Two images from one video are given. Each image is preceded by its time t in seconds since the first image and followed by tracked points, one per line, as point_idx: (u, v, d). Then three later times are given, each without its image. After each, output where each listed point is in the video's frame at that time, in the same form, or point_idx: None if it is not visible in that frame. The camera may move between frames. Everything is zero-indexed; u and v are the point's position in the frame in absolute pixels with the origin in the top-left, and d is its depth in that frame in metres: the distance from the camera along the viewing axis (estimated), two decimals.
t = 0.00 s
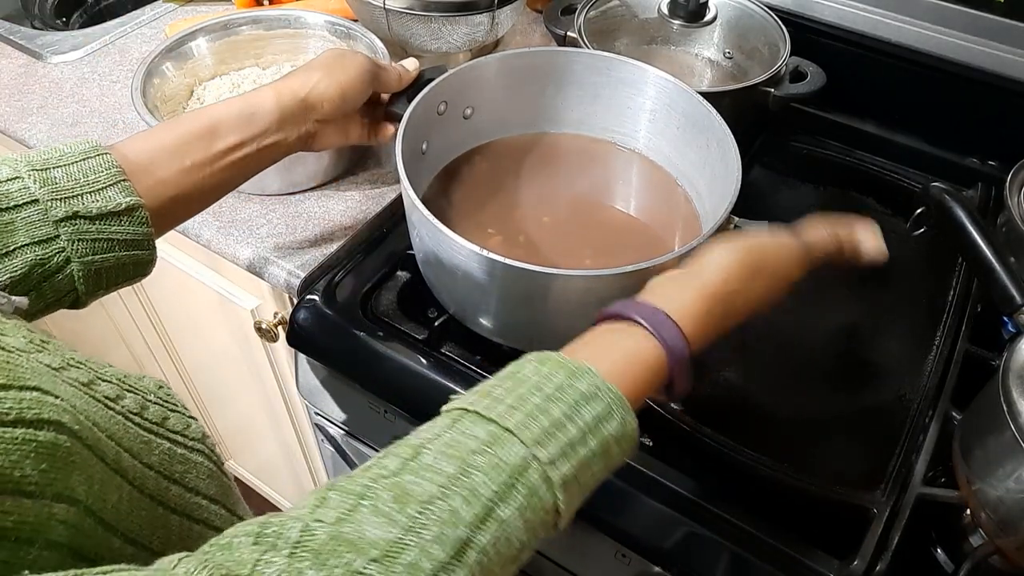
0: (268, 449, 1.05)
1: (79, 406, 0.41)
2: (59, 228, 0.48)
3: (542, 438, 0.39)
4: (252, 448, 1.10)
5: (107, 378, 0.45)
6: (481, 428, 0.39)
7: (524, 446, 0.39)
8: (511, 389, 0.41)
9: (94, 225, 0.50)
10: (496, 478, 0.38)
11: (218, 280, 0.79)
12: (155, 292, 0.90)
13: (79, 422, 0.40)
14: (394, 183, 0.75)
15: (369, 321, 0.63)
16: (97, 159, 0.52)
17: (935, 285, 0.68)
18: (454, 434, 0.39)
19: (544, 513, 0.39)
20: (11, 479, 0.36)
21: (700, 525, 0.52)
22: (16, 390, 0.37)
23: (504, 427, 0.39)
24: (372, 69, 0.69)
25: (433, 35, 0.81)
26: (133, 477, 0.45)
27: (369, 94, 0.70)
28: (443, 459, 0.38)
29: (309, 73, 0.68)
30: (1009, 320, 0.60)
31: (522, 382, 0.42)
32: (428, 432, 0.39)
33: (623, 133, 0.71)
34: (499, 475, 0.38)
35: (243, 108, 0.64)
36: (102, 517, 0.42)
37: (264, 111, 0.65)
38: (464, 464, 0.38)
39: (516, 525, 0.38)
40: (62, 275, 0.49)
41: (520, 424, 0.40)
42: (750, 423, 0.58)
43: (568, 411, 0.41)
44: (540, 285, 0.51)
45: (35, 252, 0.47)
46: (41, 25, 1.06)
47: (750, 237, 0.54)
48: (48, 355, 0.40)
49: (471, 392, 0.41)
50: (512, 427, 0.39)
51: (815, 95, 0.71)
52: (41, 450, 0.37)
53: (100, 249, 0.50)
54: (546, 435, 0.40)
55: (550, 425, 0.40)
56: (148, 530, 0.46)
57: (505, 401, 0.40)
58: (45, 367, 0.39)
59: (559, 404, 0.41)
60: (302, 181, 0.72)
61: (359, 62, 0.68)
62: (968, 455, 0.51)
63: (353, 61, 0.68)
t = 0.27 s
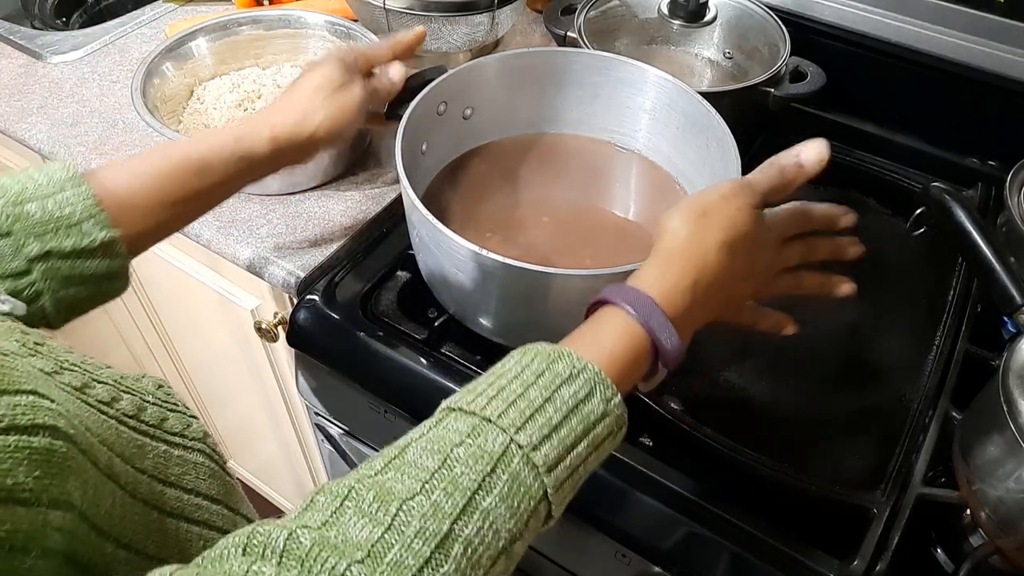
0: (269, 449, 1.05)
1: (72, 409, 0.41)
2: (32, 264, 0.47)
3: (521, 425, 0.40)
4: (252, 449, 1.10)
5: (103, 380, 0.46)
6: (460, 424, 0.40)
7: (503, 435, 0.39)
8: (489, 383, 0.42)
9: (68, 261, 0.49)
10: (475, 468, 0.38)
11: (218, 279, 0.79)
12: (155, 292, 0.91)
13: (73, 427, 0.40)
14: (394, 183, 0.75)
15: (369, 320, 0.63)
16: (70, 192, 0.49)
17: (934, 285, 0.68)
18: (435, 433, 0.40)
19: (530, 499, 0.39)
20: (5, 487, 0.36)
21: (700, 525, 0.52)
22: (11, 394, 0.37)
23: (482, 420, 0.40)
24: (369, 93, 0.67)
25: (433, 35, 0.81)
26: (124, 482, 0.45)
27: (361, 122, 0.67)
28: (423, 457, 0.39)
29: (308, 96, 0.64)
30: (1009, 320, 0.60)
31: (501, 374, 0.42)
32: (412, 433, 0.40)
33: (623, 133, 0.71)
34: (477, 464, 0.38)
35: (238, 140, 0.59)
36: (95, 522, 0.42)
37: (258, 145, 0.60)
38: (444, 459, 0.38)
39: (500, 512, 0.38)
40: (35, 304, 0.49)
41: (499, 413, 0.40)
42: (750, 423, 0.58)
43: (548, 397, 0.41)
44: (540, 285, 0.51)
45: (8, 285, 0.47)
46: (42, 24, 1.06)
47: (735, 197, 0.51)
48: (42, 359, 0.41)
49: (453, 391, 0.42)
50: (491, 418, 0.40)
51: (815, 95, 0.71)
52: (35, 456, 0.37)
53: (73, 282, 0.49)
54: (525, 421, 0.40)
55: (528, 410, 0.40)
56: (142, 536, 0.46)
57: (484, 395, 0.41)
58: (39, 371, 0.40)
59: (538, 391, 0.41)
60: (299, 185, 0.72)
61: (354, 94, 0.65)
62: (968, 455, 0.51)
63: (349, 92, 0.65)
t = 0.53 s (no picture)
0: (269, 449, 1.05)
1: (60, 431, 0.40)
2: (27, 281, 0.48)
3: (529, 444, 0.41)
4: (252, 448, 1.10)
5: (92, 398, 0.45)
6: (469, 442, 0.41)
7: (512, 454, 0.40)
8: (496, 404, 0.42)
9: (63, 277, 0.49)
10: (486, 485, 0.39)
11: (218, 279, 0.79)
12: (155, 292, 0.91)
13: (62, 449, 0.40)
14: (394, 183, 0.75)
15: (369, 320, 0.63)
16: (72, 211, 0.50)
17: (935, 285, 0.68)
18: (444, 450, 0.40)
19: (539, 517, 0.40)
20: None
21: (700, 525, 0.52)
22: None
23: (491, 438, 0.41)
24: (361, 113, 0.68)
25: (433, 35, 0.81)
26: (112, 504, 0.43)
27: (356, 145, 0.68)
28: (434, 473, 0.39)
29: (305, 123, 0.65)
30: (1009, 320, 0.60)
31: (508, 396, 0.43)
32: (420, 451, 0.41)
33: (623, 133, 0.71)
34: (488, 481, 0.39)
35: (234, 165, 0.61)
36: (82, 546, 0.41)
37: (254, 169, 0.62)
38: (455, 475, 0.39)
39: (511, 528, 0.39)
40: (27, 321, 0.49)
41: (507, 432, 0.41)
42: (750, 423, 0.58)
43: (554, 416, 0.42)
44: (540, 285, 0.51)
45: None
46: (42, 24, 1.06)
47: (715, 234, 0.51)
48: (29, 378, 0.41)
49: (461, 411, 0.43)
50: (500, 437, 0.41)
51: (815, 95, 0.71)
52: (21, 481, 0.37)
53: (66, 300, 0.50)
54: (533, 440, 0.41)
55: (537, 429, 0.41)
56: (130, 558, 0.45)
57: (492, 414, 0.42)
58: (26, 392, 0.39)
59: (544, 412, 0.42)
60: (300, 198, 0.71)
61: (348, 120, 0.66)
62: (968, 456, 0.51)
63: (344, 119, 0.66)
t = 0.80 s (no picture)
0: (268, 449, 1.05)
1: (50, 457, 0.40)
2: (32, 288, 0.47)
3: (524, 445, 0.41)
4: (252, 448, 1.10)
5: (84, 420, 0.43)
6: (464, 444, 0.41)
7: (508, 456, 0.40)
8: (491, 406, 0.42)
9: (68, 284, 0.49)
10: (482, 487, 0.39)
11: (218, 279, 0.79)
12: (155, 293, 0.91)
13: (51, 475, 0.39)
14: (394, 183, 0.75)
15: (369, 321, 0.63)
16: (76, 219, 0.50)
17: (934, 285, 0.68)
18: (439, 453, 0.40)
19: (537, 518, 0.40)
20: None
21: (700, 525, 0.52)
22: None
23: (486, 440, 0.41)
24: (362, 119, 0.68)
25: (433, 35, 0.81)
26: (102, 529, 0.43)
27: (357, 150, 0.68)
28: (429, 476, 0.39)
29: (308, 129, 0.65)
30: (1008, 320, 0.60)
31: (503, 399, 0.43)
32: (416, 455, 0.41)
33: (623, 133, 0.71)
34: (483, 483, 0.39)
35: (237, 172, 0.61)
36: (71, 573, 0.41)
37: (257, 176, 0.62)
38: (450, 478, 0.39)
39: (508, 530, 0.38)
40: (32, 329, 0.48)
41: (502, 434, 0.41)
42: (749, 422, 0.58)
43: (549, 418, 0.42)
44: (540, 286, 0.51)
45: (3, 308, 0.47)
46: (41, 24, 1.06)
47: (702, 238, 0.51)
48: (18, 402, 0.40)
49: (456, 414, 0.43)
50: (496, 439, 0.41)
51: (815, 95, 0.71)
52: (9, 513, 0.37)
53: (71, 307, 0.49)
54: (528, 442, 0.41)
55: (532, 431, 0.41)
56: None
57: (487, 416, 0.42)
58: (13, 418, 0.39)
59: (539, 414, 0.42)
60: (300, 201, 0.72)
61: (349, 126, 0.66)
62: (968, 455, 0.51)
63: (346, 126, 0.66)
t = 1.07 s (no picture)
0: (268, 449, 1.05)
1: (45, 470, 0.40)
2: (36, 295, 0.47)
3: (525, 446, 0.41)
4: (252, 448, 1.10)
5: (79, 431, 0.44)
6: (465, 448, 0.41)
7: (509, 458, 0.40)
8: (490, 409, 0.43)
9: (72, 291, 0.49)
10: (484, 490, 0.39)
11: (218, 279, 0.79)
12: (155, 293, 0.91)
13: (46, 491, 0.38)
14: (393, 183, 0.75)
15: (369, 321, 0.63)
16: (79, 224, 0.50)
17: (935, 285, 0.68)
18: (440, 457, 0.40)
19: (539, 519, 0.40)
20: None
21: (700, 525, 0.52)
22: None
23: (487, 444, 0.41)
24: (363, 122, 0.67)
25: (433, 35, 0.81)
26: (100, 541, 0.42)
27: (357, 155, 0.68)
28: (431, 480, 0.39)
29: (309, 132, 0.65)
30: (1009, 319, 0.60)
31: (502, 401, 0.43)
32: (417, 459, 0.41)
33: (623, 133, 0.71)
34: (485, 486, 0.39)
35: (238, 175, 0.61)
36: None
37: (258, 180, 0.62)
38: (452, 481, 0.39)
39: (511, 532, 0.38)
40: (35, 336, 0.48)
41: (502, 437, 0.41)
42: (749, 422, 0.58)
43: (549, 420, 0.42)
44: (540, 285, 0.51)
45: (7, 315, 0.47)
46: (41, 24, 1.06)
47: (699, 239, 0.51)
48: (9, 418, 0.40)
49: (455, 419, 0.43)
50: (496, 442, 0.41)
51: (815, 95, 0.71)
52: (4, 529, 0.36)
53: (75, 314, 0.49)
54: (529, 444, 0.41)
55: (532, 433, 0.41)
56: None
57: (487, 419, 0.42)
58: (7, 432, 0.39)
59: (538, 416, 0.42)
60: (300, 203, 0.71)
61: (351, 129, 0.66)
62: (968, 456, 0.51)
63: (347, 130, 0.66)
